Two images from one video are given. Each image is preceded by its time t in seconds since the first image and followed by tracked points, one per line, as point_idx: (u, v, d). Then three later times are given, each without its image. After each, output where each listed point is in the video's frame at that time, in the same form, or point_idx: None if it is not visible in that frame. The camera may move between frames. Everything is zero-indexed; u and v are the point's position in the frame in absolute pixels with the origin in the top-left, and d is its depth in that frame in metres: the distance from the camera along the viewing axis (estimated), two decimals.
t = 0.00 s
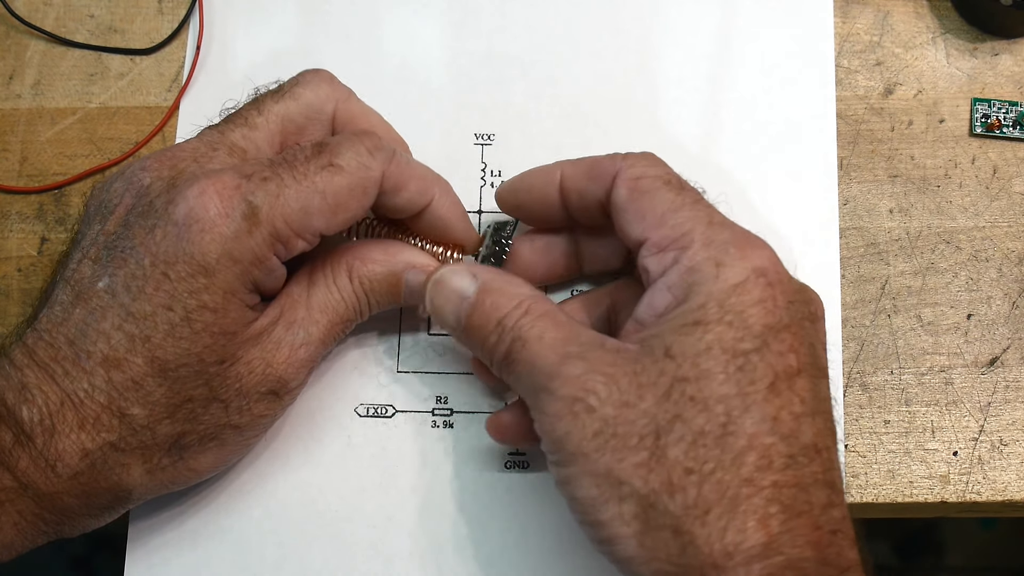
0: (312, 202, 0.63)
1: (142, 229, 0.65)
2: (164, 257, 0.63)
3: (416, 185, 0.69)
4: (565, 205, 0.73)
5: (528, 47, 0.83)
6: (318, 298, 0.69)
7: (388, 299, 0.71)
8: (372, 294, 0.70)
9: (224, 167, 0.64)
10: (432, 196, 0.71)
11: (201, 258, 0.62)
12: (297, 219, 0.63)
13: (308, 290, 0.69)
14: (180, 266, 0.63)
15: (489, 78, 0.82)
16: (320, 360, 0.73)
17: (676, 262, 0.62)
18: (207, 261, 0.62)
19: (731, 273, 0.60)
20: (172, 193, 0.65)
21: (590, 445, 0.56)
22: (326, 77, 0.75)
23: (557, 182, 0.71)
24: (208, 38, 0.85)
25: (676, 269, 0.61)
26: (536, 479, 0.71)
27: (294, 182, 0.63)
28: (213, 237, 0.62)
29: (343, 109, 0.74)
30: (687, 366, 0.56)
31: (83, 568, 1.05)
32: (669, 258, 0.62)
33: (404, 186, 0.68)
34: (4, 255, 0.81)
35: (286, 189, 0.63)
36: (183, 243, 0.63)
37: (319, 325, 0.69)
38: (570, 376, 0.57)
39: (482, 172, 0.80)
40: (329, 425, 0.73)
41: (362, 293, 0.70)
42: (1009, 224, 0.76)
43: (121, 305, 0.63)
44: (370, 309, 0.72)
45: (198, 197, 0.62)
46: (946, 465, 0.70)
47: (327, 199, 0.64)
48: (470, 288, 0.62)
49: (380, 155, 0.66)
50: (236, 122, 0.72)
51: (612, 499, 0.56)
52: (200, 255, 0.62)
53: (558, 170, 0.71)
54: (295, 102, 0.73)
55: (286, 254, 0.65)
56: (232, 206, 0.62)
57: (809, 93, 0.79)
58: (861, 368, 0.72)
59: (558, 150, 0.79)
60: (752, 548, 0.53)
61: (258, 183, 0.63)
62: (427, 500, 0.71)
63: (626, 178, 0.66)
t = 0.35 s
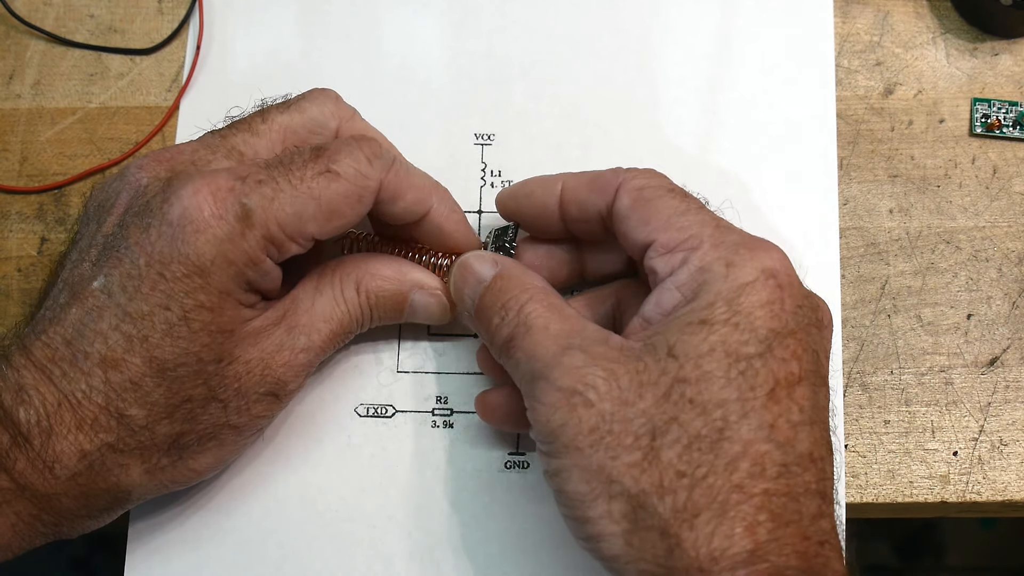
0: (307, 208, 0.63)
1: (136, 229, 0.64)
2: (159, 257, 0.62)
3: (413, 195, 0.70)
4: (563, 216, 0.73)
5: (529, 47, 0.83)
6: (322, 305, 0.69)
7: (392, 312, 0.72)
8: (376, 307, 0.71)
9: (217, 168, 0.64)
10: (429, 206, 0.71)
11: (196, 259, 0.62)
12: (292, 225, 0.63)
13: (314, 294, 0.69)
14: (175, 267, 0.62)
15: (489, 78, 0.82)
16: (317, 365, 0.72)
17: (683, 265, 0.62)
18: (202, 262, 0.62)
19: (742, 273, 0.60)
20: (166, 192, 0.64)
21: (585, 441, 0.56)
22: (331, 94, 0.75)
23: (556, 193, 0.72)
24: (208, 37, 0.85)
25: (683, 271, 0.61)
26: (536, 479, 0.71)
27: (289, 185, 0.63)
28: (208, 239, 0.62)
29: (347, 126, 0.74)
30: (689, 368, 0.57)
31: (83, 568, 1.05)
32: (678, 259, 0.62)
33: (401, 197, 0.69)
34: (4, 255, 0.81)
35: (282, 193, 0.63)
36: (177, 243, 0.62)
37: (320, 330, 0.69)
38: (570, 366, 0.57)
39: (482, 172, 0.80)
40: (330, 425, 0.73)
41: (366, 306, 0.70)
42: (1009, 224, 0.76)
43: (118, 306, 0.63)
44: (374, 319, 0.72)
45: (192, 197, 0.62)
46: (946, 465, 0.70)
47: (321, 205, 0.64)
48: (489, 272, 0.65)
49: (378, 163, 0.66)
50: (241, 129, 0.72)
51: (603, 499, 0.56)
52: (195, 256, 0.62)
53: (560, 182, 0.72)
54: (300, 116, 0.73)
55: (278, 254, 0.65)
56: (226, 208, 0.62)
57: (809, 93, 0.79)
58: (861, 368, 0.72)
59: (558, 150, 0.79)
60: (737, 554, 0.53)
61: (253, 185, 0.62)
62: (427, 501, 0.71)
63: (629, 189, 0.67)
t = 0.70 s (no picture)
0: (310, 211, 0.63)
1: (141, 225, 0.64)
2: (165, 253, 0.63)
3: (418, 199, 0.69)
4: (546, 228, 0.72)
5: (529, 47, 0.83)
6: (318, 297, 0.69)
7: (386, 302, 0.72)
8: (370, 297, 0.71)
9: (225, 166, 0.65)
10: (433, 209, 0.71)
11: (202, 255, 0.62)
12: (295, 226, 0.63)
13: (309, 287, 0.69)
14: (181, 262, 0.63)
15: (489, 78, 0.82)
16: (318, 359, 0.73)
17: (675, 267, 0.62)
18: (208, 258, 0.62)
19: (734, 270, 0.60)
20: (171, 187, 0.65)
21: (576, 444, 0.56)
22: (333, 90, 0.75)
23: (541, 205, 0.72)
24: (208, 38, 0.85)
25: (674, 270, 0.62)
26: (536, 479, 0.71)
27: (294, 187, 0.63)
28: (214, 235, 0.62)
29: (349, 123, 0.74)
30: (681, 368, 0.56)
31: (84, 567, 1.05)
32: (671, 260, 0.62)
33: (406, 201, 0.69)
34: (4, 255, 0.81)
35: (287, 195, 0.63)
36: (183, 239, 0.63)
37: (318, 322, 0.69)
38: (562, 368, 0.57)
39: (482, 172, 0.80)
40: (331, 424, 0.73)
41: (360, 296, 0.71)
42: (1009, 224, 0.76)
43: (123, 301, 0.63)
44: (369, 309, 0.73)
45: (197, 195, 0.63)
46: (946, 465, 0.70)
47: (325, 209, 0.64)
48: (482, 271, 0.65)
49: (384, 168, 0.66)
50: (240, 127, 0.71)
51: (594, 501, 0.56)
52: (201, 252, 0.62)
53: (545, 195, 0.72)
54: (302, 112, 0.73)
55: (281, 256, 0.66)
56: (231, 206, 0.63)
57: (809, 92, 0.79)
58: (861, 368, 0.72)
59: (558, 150, 0.79)
60: (727, 556, 0.54)
61: (258, 186, 0.63)
62: (427, 500, 0.71)
63: (616, 202, 0.67)
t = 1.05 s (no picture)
0: (299, 189, 0.64)
1: (133, 222, 0.65)
2: (156, 248, 0.63)
3: (403, 169, 0.69)
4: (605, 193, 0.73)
5: (528, 47, 0.83)
6: (310, 284, 0.69)
7: (382, 283, 0.72)
8: (364, 278, 0.71)
9: (211, 158, 0.65)
10: (419, 178, 0.71)
11: (193, 249, 0.63)
12: (285, 209, 0.64)
13: (300, 275, 0.69)
14: (173, 257, 0.63)
15: (488, 78, 0.82)
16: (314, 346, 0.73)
17: None
18: (199, 252, 0.63)
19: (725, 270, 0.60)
20: (160, 184, 0.65)
21: (621, 430, 0.56)
22: (314, 73, 0.74)
23: (606, 173, 0.72)
24: (208, 37, 0.85)
25: None
26: (537, 479, 0.71)
27: (280, 169, 0.64)
28: (205, 229, 0.63)
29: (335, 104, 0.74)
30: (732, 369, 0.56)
31: (84, 568, 1.05)
32: None
33: (391, 170, 0.69)
34: (4, 255, 0.81)
35: (273, 178, 0.63)
36: (174, 234, 0.63)
37: (313, 310, 0.69)
38: (611, 354, 0.58)
39: (482, 172, 0.80)
40: (328, 422, 0.73)
41: (353, 279, 0.70)
42: (1009, 224, 0.76)
43: (116, 297, 0.64)
44: (364, 292, 0.72)
45: (187, 190, 0.63)
46: (946, 465, 0.70)
47: (313, 185, 0.64)
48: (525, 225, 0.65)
49: (367, 137, 0.66)
50: (227, 116, 0.72)
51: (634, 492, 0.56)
52: (193, 246, 0.63)
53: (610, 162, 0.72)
54: (286, 97, 0.72)
55: (276, 242, 0.66)
56: (220, 197, 0.63)
57: (808, 92, 0.79)
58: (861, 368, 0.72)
59: (558, 149, 0.79)
60: (763, 563, 0.53)
61: (245, 172, 0.63)
62: (426, 499, 0.71)
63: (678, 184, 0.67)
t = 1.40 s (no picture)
0: (316, 185, 0.64)
1: (150, 221, 0.65)
2: (175, 248, 0.64)
3: (411, 165, 0.71)
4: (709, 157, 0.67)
5: (529, 47, 0.83)
6: (322, 287, 0.70)
7: (392, 286, 0.73)
8: (374, 282, 0.71)
9: (227, 157, 0.65)
10: (426, 176, 0.72)
11: (214, 248, 0.63)
12: (304, 205, 0.65)
13: (313, 277, 0.70)
14: (192, 256, 0.63)
15: (488, 78, 0.82)
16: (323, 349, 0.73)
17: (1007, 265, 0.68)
18: (219, 251, 0.63)
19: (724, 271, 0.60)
20: (178, 183, 0.65)
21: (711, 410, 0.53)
22: (325, 77, 0.74)
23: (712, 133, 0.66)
24: (208, 38, 0.85)
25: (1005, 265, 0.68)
26: (537, 479, 0.71)
27: (296, 166, 0.64)
28: (225, 227, 0.63)
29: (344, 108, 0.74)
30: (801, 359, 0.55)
31: (84, 568, 1.05)
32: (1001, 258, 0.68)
33: (400, 166, 0.70)
34: (4, 255, 0.81)
35: (291, 174, 0.64)
36: (194, 233, 0.63)
37: (324, 312, 0.70)
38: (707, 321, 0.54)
39: (482, 172, 0.80)
40: (328, 422, 0.73)
41: (364, 283, 0.71)
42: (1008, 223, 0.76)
43: (134, 297, 0.64)
44: (374, 296, 0.73)
45: (206, 188, 0.63)
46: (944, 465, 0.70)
47: (329, 181, 0.65)
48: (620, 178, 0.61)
49: (377, 134, 0.68)
50: (237, 115, 0.71)
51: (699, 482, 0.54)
52: (213, 246, 0.63)
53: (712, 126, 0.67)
54: (297, 99, 0.72)
55: (293, 240, 0.67)
56: (240, 194, 0.63)
57: (809, 92, 0.79)
58: (860, 369, 0.72)
59: (558, 149, 0.79)
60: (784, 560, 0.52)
61: (263, 170, 0.64)
62: (427, 499, 0.71)
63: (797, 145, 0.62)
